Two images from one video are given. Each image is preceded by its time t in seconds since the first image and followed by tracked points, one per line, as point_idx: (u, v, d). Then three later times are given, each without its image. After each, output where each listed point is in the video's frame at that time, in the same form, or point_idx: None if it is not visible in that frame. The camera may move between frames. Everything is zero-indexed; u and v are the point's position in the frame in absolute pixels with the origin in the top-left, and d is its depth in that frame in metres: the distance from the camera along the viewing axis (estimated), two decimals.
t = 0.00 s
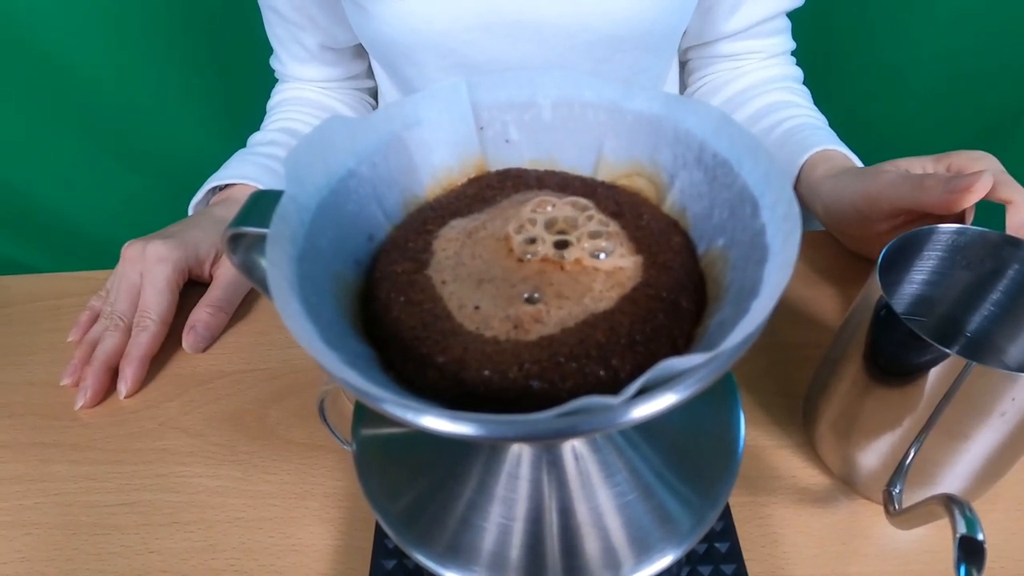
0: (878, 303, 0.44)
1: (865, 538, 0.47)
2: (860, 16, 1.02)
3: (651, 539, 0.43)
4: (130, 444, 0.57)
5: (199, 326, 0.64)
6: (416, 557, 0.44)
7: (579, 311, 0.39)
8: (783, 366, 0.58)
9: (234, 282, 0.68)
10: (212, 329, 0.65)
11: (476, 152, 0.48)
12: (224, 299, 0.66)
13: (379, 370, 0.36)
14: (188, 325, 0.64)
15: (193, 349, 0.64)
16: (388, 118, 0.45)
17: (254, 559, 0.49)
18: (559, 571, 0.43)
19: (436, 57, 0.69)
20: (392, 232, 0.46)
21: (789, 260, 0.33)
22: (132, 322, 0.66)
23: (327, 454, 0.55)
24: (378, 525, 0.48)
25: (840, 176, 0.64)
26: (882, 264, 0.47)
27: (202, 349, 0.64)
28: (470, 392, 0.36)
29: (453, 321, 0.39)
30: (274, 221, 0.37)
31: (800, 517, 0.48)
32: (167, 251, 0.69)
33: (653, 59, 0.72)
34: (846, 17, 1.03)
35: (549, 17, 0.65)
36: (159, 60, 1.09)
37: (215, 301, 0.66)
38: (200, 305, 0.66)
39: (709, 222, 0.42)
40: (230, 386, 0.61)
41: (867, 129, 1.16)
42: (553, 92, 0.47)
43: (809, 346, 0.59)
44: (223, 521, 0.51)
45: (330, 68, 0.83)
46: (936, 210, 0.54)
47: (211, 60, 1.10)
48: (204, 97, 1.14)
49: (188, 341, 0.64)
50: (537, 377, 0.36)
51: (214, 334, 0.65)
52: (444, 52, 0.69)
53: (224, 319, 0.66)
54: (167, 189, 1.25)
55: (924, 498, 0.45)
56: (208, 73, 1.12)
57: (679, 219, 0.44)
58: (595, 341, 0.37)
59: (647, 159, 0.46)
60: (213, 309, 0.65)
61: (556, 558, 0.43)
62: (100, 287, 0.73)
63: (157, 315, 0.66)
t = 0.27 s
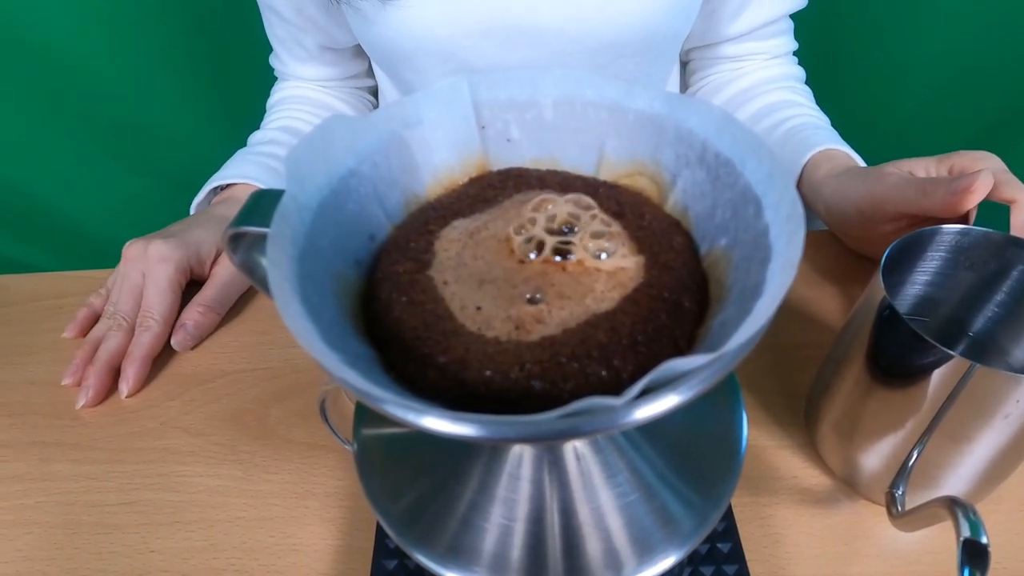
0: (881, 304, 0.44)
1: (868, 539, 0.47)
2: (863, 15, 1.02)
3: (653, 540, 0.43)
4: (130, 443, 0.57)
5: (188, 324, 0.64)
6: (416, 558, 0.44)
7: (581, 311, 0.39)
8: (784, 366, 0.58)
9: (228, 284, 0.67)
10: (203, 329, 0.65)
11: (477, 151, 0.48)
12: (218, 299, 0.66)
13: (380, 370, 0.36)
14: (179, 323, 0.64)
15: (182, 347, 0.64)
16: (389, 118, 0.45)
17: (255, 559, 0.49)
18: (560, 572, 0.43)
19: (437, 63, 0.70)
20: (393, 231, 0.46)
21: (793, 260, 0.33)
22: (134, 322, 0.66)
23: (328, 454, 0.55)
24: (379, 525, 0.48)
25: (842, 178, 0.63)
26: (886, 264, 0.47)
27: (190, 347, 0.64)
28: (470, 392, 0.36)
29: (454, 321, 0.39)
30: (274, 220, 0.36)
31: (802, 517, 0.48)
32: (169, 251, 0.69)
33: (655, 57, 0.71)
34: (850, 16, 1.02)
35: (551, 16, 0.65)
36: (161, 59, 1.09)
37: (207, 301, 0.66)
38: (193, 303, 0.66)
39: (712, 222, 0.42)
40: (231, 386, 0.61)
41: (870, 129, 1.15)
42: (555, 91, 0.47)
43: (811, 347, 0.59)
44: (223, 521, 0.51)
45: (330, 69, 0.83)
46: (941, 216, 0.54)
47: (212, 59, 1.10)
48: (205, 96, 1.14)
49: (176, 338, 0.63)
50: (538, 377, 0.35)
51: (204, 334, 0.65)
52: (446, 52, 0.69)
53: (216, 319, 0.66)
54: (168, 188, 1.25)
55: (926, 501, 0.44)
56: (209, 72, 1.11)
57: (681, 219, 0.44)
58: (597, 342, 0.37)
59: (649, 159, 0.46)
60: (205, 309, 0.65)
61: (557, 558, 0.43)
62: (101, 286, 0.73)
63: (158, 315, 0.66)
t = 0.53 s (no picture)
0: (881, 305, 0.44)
1: (868, 540, 0.47)
2: (863, 16, 1.02)
3: (653, 541, 0.43)
4: (131, 443, 0.57)
5: (186, 324, 0.64)
6: (417, 558, 0.44)
7: (582, 312, 0.39)
8: (784, 367, 0.58)
9: (226, 284, 0.67)
10: (200, 330, 0.65)
11: (478, 152, 0.48)
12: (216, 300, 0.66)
13: (382, 370, 0.36)
14: (178, 323, 0.64)
15: (179, 347, 0.64)
16: (390, 119, 0.45)
17: (255, 560, 0.49)
18: (561, 572, 0.43)
19: (438, 65, 0.70)
20: (395, 232, 0.46)
21: (794, 260, 0.33)
22: (135, 323, 0.66)
23: (329, 454, 0.55)
24: (380, 525, 0.48)
25: (843, 180, 0.64)
26: (886, 265, 0.47)
27: (189, 348, 0.64)
28: (472, 393, 0.36)
29: (456, 322, 0.39)
30: (277, 221, 0.37)
31: (802, 518, 0.48)
32: (170, 251, 0.69)
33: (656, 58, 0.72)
34: (850, 16, 1.02)
35: (551, 17, 0.65)
36: (161, 59, 1.09)
37: (204, 301, 0.66)
38: (190, 303, 0.66)
39: (713, 223, 0.42)
40: (231, 386, 0.61)
41: (870, 130, 1.16)
42: (556, 92, 0.47)
43: (811, 348, 0.59)
44: (224, 521, 0.51)
45: (330, 70, 0.83)
46: (943, 220, 0.54)
47: (212, 60, 1.10)
48: (206, 97, 1.14)
49: (175, 338, 0.63)
50: (539, 377, 0.36)
51: (202, 334, 0.65)
52: (447, 54, 0.69)
53: (213, 319, 0.66)
54: (169, 189, 1.25)
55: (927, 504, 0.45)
56: (211, 72, 1.12)
57: (683, 220, 0.44)
58: (598, 342, 0.37)
59: (650, 160, 0.46)
60: (202, 309, 0.65)
61: (558, 558, 0.43)
62: (101, 286, 0.73)
63: (160, 316, 0.66)
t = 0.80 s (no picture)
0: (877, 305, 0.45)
1: (866, 540, 0.47)
2: (861, 16, 1.02)
3: (650, 539, 0.44)
4: (130, 444, 0.58)
5: (185, 325, 0.64)
6: (416, 557, 0.44)
7: (578, 312, 0.39)
8: (781, 367, 0.58)
9: (226, 284, 0.67)
10: (200, 330, 0.65)
11: (475, 152, 0.49)
12: (215, 300, 0.66)
13: (379, 370, 0.36)
14: (178, 324, 0.65)
15: (179, 348, 0.64)
16: (387, 119, 0.45)
17: (254, 560, 0.49)
18: (559, 571, 0.43)
19: (436, 66, 0.70)
20: (392, 232, 0.46)
21: (788, 259, 0.34)
22: (135, 324, 0.67)
23: (328, 454, 0.55)
24: (378, 525, 0.49)
25: (840, 181, 0.64)
26: (883, 265, 0.47)
27: (188, 348, 0.65)
28: (468, 392, 0.36)
29: (453, 322, 0.40)
30: (274, 221, 0.37)
31: (799, 517, 0.48)
32: (169, 252, 0.69)
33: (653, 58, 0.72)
34: (848, 17, 1.03)
35: (548, 18, 0.65)
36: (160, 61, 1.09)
37: (203, 302, 0.66)
38: (190, 304, 0.66)
39: (708, 223, 0.42)
40: (230, 387, 0.61)
41: (868, 130, 1.16)
42: (553, 92, 0.47)
43: (808, 347, 0.59)
44: (223, 521, 0.51)
45: (328, 70, 0.84)
46: (934, 223, 0.54)
47: (210, 61, 1.10)
48: (204, 98, 1.15)
49: (174, 339, 0.64)
50: (535, 377, 0.36)
51: (202, 334, 0.65)
52: (445, 55, 0.69)
53: (212, 319, 0.66)
54: (168, 190, 1.25)
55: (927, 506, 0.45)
56: (209, 74, 1.12)
57: (678, 220, 0.44)
58: (594, 341, 0.37)
59: (646, 160, 0.46)
60: (202, 309, 0.65)
61: (556, 557, 0.43)
62: (101, 287, 0.73)
63: (159, 317, 0.66)
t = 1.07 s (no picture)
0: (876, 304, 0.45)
1: (865, 539, 0.47)
2: (860, 15, 1.02)
3: (649, 538, 0.44)
4: (130, 445, 0.58)
5: (185, 325, 0.64)
6: (415, 557, 0.44)
7: (576, 311, 0.39)
8: (781, 366, 0.58)
9: (225, 284, 0.67)
10: (199, 330, 0.65)
11: (473, 152, 0.49)
12: (215, 300, 0.66)
13: (377, 369, 0.36)
14: (177, 324, 0.65)
15: (179, 348, 0.64)
16: (385, 119, 0.45)
17: (253, 560, 0.49)
18: (557, 570, 0.43)
19: (434, 66, 0.70)
20: (390, 232, 0.46)
21: (786, 257, 0.34)
22: (134, 324, 0.67)
23: (328, 454, 0.55)
24: (378, 525, 0.49)
25: (840, 179, 0.64)
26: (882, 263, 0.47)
27: (188, 349, 0.64)
28: (466, 391, 0.36)
29: (451, 321, 0.40)
30: (272, 221, 0.37)
31: (798, 517, 0.48)
32: (168, 253, 0.69)
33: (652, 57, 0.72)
34: (847, 16, 1.03)
35: (547, 17, 0.65)
36: (159, 61, 1.09)
37: (203, 302, 0.66)
38: (189, 305, 0.66)
39: (706, 222, 0.42)
40: (229, 387, 0.61)
41: (868, 129, 1.16)
42: (551, 92, 0.47)
43: (807, 347, 0.59)
44: (222, 522, 0.51)
45: (327, 70, 0.84)
46: (934, 221, 0.54)
47: (209, 62, 1.10)
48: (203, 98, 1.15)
49: (174, 340, 0.64)
50: (533, 375, 0.36)
51: (201, 335, 0.65)
52: (444, 55, 0.69)
53: (212, 319, 0.66)
54: (167, 190, 1.25)
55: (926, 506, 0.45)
56: (208, 74, 1.12)
57: (677, 218, 0.44)
58: (591, 341, 0.37)
59: (644, 159, 0.46)
60: (201, 310, 0.65)
61: (554, 557, 0.43)
62: (100, 288, 0.73)
63: (158, 317, 0.66)
